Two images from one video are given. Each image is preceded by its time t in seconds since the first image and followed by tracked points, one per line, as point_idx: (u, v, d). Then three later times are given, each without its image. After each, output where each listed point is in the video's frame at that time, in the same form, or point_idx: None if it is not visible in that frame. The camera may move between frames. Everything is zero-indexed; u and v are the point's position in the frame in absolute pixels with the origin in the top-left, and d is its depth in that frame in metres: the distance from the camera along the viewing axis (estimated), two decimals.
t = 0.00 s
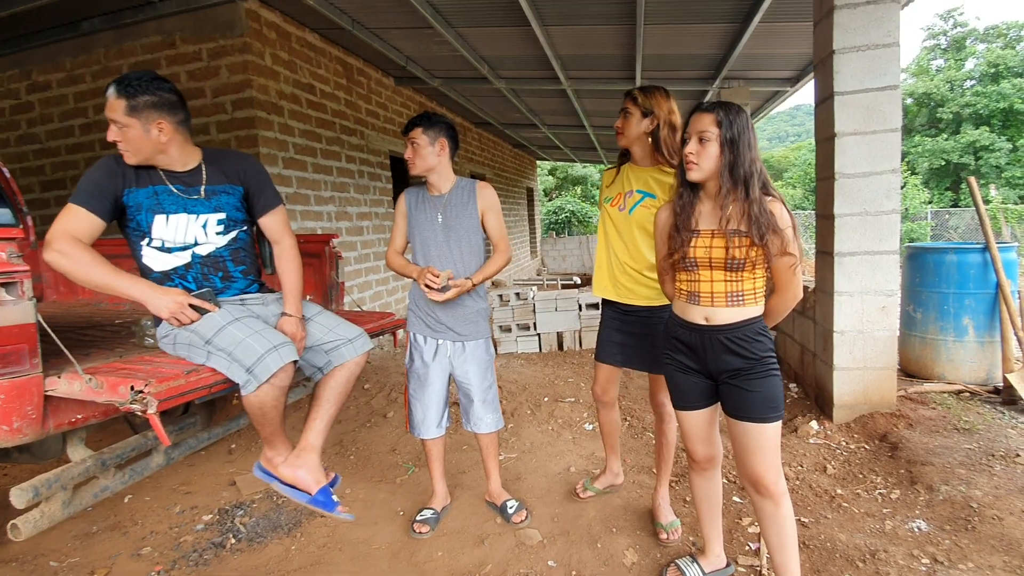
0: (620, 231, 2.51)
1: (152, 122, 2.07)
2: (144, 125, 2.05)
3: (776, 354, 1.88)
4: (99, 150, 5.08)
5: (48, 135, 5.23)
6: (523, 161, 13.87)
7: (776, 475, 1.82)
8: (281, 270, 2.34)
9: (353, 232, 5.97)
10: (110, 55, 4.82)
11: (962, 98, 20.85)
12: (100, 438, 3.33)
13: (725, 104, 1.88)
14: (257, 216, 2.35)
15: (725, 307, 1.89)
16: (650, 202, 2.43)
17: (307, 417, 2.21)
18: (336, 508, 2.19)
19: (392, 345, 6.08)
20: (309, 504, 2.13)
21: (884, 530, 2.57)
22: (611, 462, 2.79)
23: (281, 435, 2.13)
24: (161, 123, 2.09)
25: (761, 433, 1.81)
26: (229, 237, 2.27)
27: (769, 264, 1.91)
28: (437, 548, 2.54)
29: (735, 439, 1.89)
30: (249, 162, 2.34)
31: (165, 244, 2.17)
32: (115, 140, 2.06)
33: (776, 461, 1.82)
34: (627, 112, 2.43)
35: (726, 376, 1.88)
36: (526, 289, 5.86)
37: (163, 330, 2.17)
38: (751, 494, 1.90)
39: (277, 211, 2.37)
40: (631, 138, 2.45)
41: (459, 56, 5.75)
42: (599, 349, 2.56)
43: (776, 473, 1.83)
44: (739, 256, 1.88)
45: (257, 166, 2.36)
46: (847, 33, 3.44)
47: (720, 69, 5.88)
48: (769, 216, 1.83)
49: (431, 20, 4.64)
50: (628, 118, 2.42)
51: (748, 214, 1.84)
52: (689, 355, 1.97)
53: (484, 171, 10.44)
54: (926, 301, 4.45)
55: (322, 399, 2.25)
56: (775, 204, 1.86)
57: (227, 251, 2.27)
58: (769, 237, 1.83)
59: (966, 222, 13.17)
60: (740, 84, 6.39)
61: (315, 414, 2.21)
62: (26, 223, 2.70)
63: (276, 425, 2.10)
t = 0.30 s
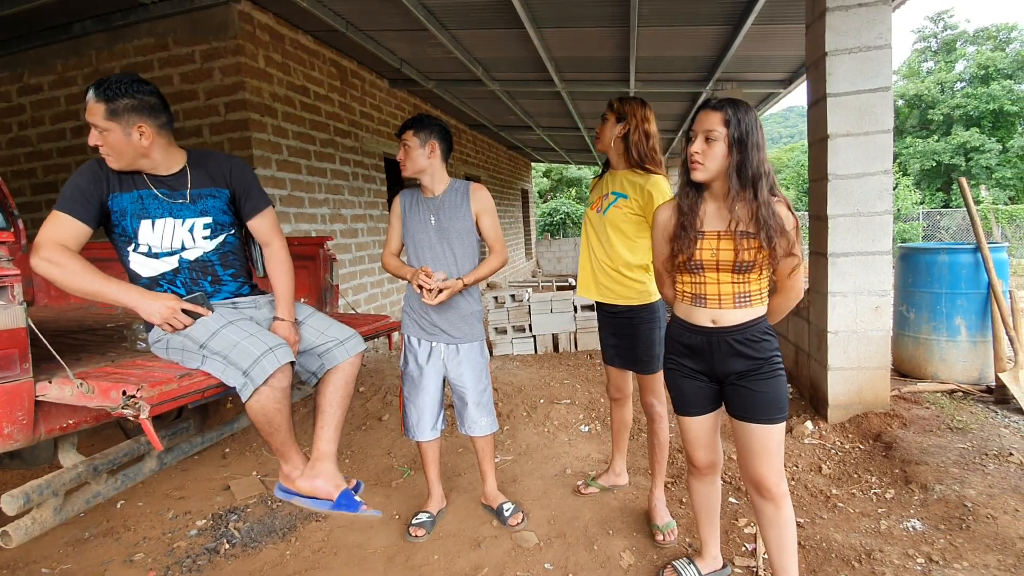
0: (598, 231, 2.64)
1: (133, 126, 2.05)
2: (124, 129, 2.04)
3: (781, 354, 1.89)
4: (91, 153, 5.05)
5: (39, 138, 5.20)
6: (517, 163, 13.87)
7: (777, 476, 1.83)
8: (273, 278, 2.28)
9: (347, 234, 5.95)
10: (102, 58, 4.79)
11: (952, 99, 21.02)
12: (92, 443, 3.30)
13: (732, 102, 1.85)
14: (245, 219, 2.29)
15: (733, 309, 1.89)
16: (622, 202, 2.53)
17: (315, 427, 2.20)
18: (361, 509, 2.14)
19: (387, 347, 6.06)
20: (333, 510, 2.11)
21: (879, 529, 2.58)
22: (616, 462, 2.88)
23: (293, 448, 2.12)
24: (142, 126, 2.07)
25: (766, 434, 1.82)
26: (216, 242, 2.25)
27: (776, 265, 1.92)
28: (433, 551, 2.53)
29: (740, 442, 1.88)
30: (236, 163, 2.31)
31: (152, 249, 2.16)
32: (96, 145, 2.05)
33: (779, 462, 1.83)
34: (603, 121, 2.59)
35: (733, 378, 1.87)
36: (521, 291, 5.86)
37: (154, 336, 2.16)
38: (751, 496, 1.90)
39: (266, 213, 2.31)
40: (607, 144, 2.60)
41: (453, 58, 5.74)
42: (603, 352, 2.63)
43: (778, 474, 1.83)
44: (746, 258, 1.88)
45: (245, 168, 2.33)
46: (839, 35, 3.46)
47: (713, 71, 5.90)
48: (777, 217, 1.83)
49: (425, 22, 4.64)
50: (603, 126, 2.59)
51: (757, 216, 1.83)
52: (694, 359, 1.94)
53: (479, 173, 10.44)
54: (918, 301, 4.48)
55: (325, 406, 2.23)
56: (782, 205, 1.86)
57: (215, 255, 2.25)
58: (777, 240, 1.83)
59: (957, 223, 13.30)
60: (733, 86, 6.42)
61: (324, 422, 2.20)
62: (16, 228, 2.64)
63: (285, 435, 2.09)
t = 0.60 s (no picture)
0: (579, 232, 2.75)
1: (128, 127, 2.04)
2: (119, 130, 2.02)
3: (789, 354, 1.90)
4: (84, 155, 5.02)
5: (31, 140, 5.15)
6: (512, 164, 13.88)
7: (783, 477, 1.84)
8: (273, 282, 2.27)
9: (343, 236, 5.93)
10: (94, 59, 4.76)
11: (942, 101, 21.21)
12: (87, 447, 3.28)
13: (745, 99, 1.84)
14: (243, 220, 2.28)
15: (745, 312, 1.88)
16: (595, 202, 2.66)
17: (313, 429, 2.18)
18: (360, 512, 2.12)
19: (383, 349, 6.05)
20: (331, 515, 2.10)
21: (876, 527, 2.59)
22: (613, 463, 2.88)
23: (292, 451, 2.10)
24: (137, 127, 2.06)
25: (774, 436, 1.82)
26: (215, 243, 2.24)
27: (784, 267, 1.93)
28: (432, 553, 2.52)
29: (748, 443, 1.89)
30: (232, 164, 2.29)
31: (150, 252, 2.15)
32: (92, 147, 2.03)
33: (785, 463, 1.84)
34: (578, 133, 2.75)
35: (744, 381, 1.87)
36: (518, 292, 5.86)
37: (152, 338, 2.15)
38: (756, 496, 1.92)
39: (264, 213, 2.30)
40: (584, 152, 2.73)
41: (448, 59, 5.74)
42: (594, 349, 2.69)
43: (784, 475, 1.84)
44: (759, 259, 1.86)
45: (243, 169, 2.32)
46: (833, 37, 3.48)
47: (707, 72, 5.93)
48: (791, 218, 1.83)
49: (421, 24, 4.64)
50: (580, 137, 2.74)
51: (771, 216, 1.82)
52: (703, 362, 1.93)
53: (474, 174, 10.43)
54: (912, 300, 4.51)
55: (324, 409, 2.22)
56: (793, 205, 1.86)
57: (213, 257, 2.24)
58: (790, 241, 1.83)
59: (948, 223, 13.41)
60: (728, 87, 6.45)
61: (321, 425, 2.18)
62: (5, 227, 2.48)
63: (284, 438, 2.08)
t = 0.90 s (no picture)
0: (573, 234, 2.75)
1: (133, 128, 2.04)
2: (124, 131, 2.02)
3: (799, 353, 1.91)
4: (83, 156, 5.02)
5: (29, 141, 5.15)
6: (512, 164, 13.87)
7: (791, 480, 1.85)
8: (275, 283, 2.27)
9: (343, 237, 5.93)
10: (94, 60, 4.76)
11: (940, 101, 21.28)
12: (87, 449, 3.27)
13: (753, 95, 1.84)
14: (247, 221, 2.28)
15: (755, 312, 1.88)
16: (589, 204, 2.67)
17: (309, 429, 2.18)
18: (349, 518, 2.13)
19: (384, 351, 6.04)
20: (321, 516, 2.10)
21: (878, 526, 2.60)
22: (614, 462, 2.88)
23: (285, 447, 2.11)
24: (141, 128, 2.06)
25: (785, 439, 1.83)
26: (219, 244, 2.24)
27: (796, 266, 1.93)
28: (435, 554, 2.52)
29: (758, 445, 1.89)
30: (236, 165, 2.29)
31: (154, 252, 2.15)
32: (97, 147, 2.03)
33: (795, 466, 1.85)
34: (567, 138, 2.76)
35: (756, 383, 1.87)
36: (518, 292, 5.87)
37: (156, 338, 2.15)
38: (764, 498, 1.93)
39: (268, 214, 2.30)
40: (575, 157, 2.74)
41: (447, 60, 5.75)
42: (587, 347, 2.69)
43: (793, 478, 1.86)
44: (769, 258, 1.87)
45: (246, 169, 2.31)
46: (832, 38, 3.49)
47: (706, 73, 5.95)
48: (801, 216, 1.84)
49: (421, 25, 4.65)
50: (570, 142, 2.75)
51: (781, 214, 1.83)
52: (714, 365, 1.92)
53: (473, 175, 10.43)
54: (912, 300, 4.52)
55: (321, 409, 2.22)
56: (802, 203, 1.87)
57: (217, 258, 2.24)
58: (799, 239, 1.84)
59: (947, 223, 13.45)
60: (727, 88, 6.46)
61: (318, 425, 2.18)
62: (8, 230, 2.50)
63: (279, 437, 2.08)
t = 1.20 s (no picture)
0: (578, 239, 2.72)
1: (138, 129, 2.05)
2: (129, 131, 2.03)
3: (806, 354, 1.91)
4: (86, 158, 5.03)
5: (32, 143, 5.17)
6: (513, 165, 13.88)
7: (797, 483, 1.86)
8: (280, 287, 2.27)
9: (345, 238, 5.94)
10: (97, 62, 4.77)
11: (942, 100, 21.24)
12: (91, 450, 3.28)
13: (757, 94, 1.85)
14: (250, 222, 2.29)
15: (760, 313, 1.88)
16: (599, 210, 2.64)
17: (318, 430, 2.19)
18: (364, 514, 2.12)
19: (387, 351, 6.05)
20: (336, 516, 2.10)
21: (880, 526, 2.60)
22: (616, 462, 2.88)
23: (296, 449, 2.11)
24: (146, 128, 2.07)
25: (792, 442, 1.83)
26: (221, 245, 2.25)
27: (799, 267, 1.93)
28: (437, 554, 2.53)
29: (765, 449, 1.89)
30: (239, 166, 2.30)
31: (157, 252, 2.16)
32: (102, 147, 2.05)
33: (801, 469, 1.85)
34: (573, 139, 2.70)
35: (764, 386, 1.87)
36: (520, 293, 5.88)
37: (159, 339, 2.15)
38: (769, 502, 1.94)
39: (271, 215, 2.31)
40: (581, 159, 2.71)
41: (449, 61, 5.76)
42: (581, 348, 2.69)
43: (798, 482, 1.86)
44: (773, 258, 1.87)
45: (250, 170, 2.33)
46: (834, 37, 3.49)
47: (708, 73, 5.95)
48: (806, 216, 1.84)
49: (423, 26, 4.66)
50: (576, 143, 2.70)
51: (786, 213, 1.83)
52: (721, 368, 1.91)
53: (474, 176, 10.44)
54: (914, 300, 4.52)
55: (327, 410, 2.23)
56: (807, 203, 1.87)
57: (219, 259, 2.25)
58: (804, 239, 1.84)
59: (949, 222, 13.42)
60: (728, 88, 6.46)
61: (327, 426, 2.19)
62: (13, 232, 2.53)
63: (289, 438, 2.08)
